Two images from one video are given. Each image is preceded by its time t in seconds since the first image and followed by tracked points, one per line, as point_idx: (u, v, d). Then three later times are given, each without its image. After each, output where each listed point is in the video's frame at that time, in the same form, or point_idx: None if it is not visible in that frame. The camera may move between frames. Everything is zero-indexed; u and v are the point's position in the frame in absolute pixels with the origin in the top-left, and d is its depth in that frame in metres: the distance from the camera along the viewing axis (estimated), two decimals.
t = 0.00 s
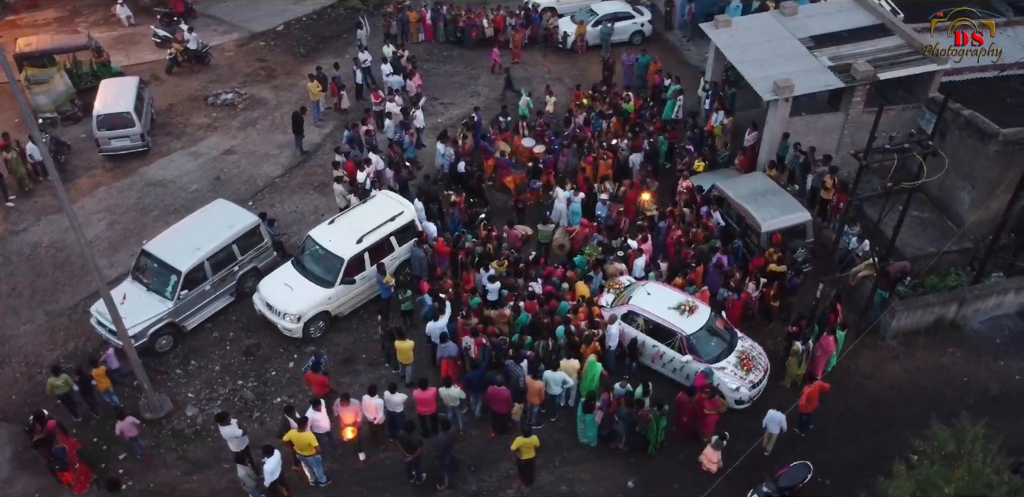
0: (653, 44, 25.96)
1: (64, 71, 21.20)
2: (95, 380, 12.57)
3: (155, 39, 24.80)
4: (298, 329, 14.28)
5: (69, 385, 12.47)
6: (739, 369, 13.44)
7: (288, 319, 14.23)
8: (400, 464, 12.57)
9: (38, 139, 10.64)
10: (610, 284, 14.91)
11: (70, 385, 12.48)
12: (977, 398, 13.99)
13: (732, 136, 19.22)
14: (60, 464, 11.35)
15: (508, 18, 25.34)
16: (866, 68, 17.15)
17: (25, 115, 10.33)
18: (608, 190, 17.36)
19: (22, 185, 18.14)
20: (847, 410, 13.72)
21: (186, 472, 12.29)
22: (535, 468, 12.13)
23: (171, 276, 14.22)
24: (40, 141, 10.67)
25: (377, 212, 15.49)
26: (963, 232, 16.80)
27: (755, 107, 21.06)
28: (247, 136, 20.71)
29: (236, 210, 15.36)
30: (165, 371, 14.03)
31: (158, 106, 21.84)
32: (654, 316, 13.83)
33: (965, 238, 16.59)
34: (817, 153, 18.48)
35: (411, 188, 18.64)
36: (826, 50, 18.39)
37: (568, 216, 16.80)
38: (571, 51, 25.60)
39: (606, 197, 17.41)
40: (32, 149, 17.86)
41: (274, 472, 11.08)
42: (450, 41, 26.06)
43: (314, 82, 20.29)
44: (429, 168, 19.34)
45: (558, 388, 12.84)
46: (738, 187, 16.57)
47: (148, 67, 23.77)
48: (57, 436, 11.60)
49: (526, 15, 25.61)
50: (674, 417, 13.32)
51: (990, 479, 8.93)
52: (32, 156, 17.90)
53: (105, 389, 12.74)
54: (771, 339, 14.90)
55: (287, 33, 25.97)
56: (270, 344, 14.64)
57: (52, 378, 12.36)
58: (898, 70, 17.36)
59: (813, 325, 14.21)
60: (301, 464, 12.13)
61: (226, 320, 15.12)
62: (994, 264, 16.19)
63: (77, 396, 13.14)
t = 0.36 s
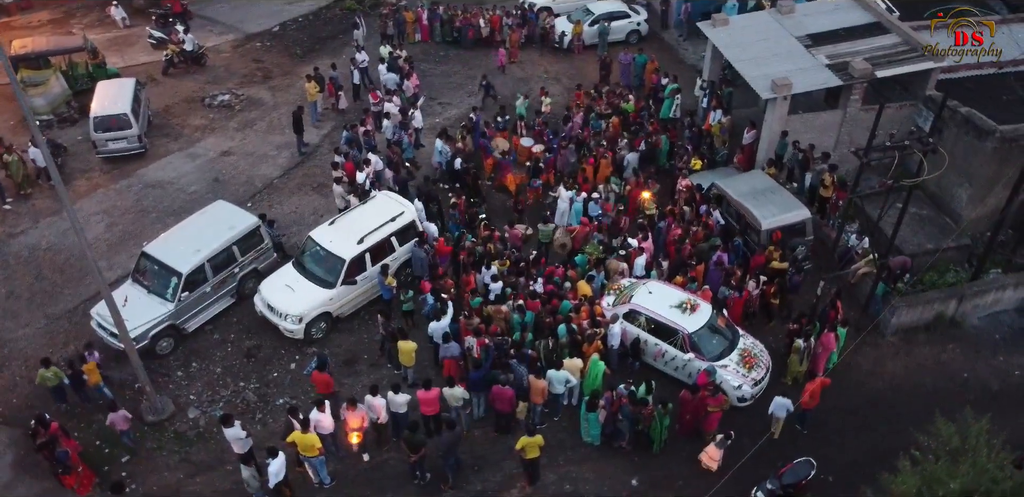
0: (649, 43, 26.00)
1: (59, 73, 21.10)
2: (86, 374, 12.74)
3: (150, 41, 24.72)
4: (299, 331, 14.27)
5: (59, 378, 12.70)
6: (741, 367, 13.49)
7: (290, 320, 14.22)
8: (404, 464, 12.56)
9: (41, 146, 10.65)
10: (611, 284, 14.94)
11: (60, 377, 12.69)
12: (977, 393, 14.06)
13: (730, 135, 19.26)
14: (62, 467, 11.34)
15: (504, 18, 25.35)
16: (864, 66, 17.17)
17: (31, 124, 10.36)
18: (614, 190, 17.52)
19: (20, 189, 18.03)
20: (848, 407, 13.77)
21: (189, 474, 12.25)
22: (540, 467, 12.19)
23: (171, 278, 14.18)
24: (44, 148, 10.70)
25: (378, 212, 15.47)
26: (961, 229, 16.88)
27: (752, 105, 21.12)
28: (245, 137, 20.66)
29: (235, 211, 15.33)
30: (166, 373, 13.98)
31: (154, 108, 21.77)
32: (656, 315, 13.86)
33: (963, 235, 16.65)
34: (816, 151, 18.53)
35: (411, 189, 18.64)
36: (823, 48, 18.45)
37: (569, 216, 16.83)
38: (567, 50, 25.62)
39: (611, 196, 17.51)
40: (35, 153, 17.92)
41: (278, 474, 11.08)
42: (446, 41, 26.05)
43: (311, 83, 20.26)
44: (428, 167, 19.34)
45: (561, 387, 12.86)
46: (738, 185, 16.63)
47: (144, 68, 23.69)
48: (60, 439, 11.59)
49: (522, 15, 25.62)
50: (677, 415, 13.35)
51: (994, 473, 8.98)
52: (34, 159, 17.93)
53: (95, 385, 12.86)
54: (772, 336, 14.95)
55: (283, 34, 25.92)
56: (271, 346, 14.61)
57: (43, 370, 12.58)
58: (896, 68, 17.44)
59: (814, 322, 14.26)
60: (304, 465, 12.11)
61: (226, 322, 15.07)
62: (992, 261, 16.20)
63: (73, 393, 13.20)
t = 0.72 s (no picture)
0: (645, 42, 26.06)
1: (54, 75, 21.00)
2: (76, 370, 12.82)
3: (145, 43, 24.64)
4: (301, 332, 14.23)
5: (50, 372, 12.83)
6: (743, 365, 13.52)
7: (291, 322, 14.19)
8: (408, 465, 12.55)
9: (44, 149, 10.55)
10: (612, 284, 14.95)
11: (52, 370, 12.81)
12: (977, 389, 14.14)
13: (728, 133, 19.39)
14: (66, 472, 11.33)
15: (500, 18, 25.38)
16: (861, 64, 17.20)
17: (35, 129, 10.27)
18: (615, 190, 17.23)
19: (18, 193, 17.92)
20: (850, 403, 13.83)
21: (193, 477, 12.21)
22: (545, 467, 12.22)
23: (172, 281, 14.11)
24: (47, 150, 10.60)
25: (379, 214, 15.44)
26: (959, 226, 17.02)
27: (749, 104, 21.19)
28: (242, 138, 20.60)
29: (235, 213, 15.28)
30: (168, 377, 13.93)
31: (150, 110, 21.68)
32: (658, 313, 13.90)
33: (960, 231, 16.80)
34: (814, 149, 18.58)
35: (410, 189, 18.64)
36: (820, 46, 18.52)
37: (573, 213, 16.90)
38: (564, 50, 25.66)
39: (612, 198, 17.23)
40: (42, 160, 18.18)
41: (284, 476, 11.03)
42: (442, 41, 26.05)
43: (308, 84, 20.24)
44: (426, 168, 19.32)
45: (564, 386, 12.87)
46: (737, 184, 16.67)
47: (139, 71, 23.59)
48: (63, 443, 11.56)
49: (518, 15, 25.64)
50: (680, 414, 13.37)
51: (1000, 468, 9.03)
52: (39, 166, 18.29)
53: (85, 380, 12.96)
54: (774, 334, 15.00)
55: (279, 36, 25.86)
56: (273, 348, 14.57)
57: (34, 364, 12.71)
58: (893, 66, 17.49)
59: (814, 319, 14.34)
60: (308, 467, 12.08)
61: (227, 324, 15.02)
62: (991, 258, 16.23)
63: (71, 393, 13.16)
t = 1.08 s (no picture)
0: (641, 41, 26.12)
1: (50, 77, 20.98)
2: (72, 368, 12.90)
3: (140, 44, 24.57)
4: (303, 334, 14.22)
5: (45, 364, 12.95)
6: (745, 363, 13.57)
7: (293, 324, 14.17)
8: (412, 466, 12.53)
9: (46, 150, 10.52)
10: (613, 283, 14.99)
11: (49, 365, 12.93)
12: (977, 385, 14.21)
13: (726, 132, 19.41)
14: (70, 476, 11.27)
15: (497, 18, 25.40)
16: (858, 62, 17.29)
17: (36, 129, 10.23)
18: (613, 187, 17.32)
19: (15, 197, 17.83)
20: (852, 400, 13.88)
21: (196, 480, 12.17)
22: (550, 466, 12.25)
23: (172, 283, 14.06)
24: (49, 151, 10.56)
25: (379, 214, 15.43)
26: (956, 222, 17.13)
27: (746, 102, 21.26)
28: (240, 140, 20.54)
29: (235, 215, 15.24)
30: (170, 379, 13.88)
31: (147, 112, 21.60)
32: (660, 312, 13.93)
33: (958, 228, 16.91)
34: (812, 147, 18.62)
35: (410, 190, 18.63)
36: (817, 45, 18.59)
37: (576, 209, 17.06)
38: (560, 50, 25.69)
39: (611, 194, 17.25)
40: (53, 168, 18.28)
41: (289, 478, 10.99)
42: (439, 41, 26.05)
43: (306, 85, 20.20)
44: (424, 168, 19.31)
45: (568, 385, 12.89)
46: (736, 182, 16.73)
47: (135, 72, 23.51)
48: (66, 447, 11.52)
49: (515, 15, 25.65)
50: (683, 412, 13.40)
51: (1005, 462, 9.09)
52: (42, 169, 18.46)
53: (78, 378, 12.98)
54: (775, 332, 15.05)
55: (274, 37, 25.81)
56: (274, 349, 14.53)
57: (29, 356, 12.84)
58: (890, 64, 17.58)
59: (815, 317, 14.42)
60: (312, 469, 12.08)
61: (228, 326, 14.98)
62: (988, 254, 16.40)
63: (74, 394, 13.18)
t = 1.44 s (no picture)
0: (637, 40, 26.18)
1: (45, 80, 20.86)
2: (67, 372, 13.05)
3: (135, 46, 24.47)
4: (305, 335, 14.22)
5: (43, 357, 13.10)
6: (748, 360, 13.62)
7: (295, 325, 14.17)
8: (417, 466, 12.53)
9: (47, 152, 10.54)
10: (615, 282, 15.02)
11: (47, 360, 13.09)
12: (977, 380, 14.30)
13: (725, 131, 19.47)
14: (74, 480, 11.25)
15: (493, 18, 25.41)
16: (856, 60, 17.36)
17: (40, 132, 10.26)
18: (615, 183, 17.30)
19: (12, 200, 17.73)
20: (853, 396, 13.95)
21: (201, 482, 12.13)
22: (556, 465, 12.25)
23: (173, 285, 14.00)
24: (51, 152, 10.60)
25: (380, 215, 15.42)
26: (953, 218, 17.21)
27: (743, 100, 21.32)
28: (237, 142, 20.47)
29: (235, 216, 15.19)
30: (172, 382, 13.84)
31: (143, 114, 21.51)
32: (662, 311, 13.96)
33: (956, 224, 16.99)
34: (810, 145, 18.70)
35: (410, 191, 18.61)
36: (815, 43, 18.66)
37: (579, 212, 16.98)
38: (557, 49, 25.72)
39: (612, 193, 17.27)
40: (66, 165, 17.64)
41: (295, 479, 10.98)
42: (435, 42, 26.04)
43: (303, 86, 20.16)
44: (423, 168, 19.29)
45: (572, 385, 12.96)
46: (735, 181, 16.79)
47: (131, 74, 23.40)
48: (70, 451, 11.47)
49: (511, 14, 25.65)
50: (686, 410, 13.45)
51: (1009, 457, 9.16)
52: (39, 172, 18.36)
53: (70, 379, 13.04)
54: (776, 329, 15.11)
55: (270, 38, 25.74)
56: (277, 351, 14.50)
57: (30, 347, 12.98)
58: (887, 62, 17.65)
59: (817, 314, 14.51)
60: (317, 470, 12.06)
61: (229, 328, 14.93)
62: (986, 251, 16.50)
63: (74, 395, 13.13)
